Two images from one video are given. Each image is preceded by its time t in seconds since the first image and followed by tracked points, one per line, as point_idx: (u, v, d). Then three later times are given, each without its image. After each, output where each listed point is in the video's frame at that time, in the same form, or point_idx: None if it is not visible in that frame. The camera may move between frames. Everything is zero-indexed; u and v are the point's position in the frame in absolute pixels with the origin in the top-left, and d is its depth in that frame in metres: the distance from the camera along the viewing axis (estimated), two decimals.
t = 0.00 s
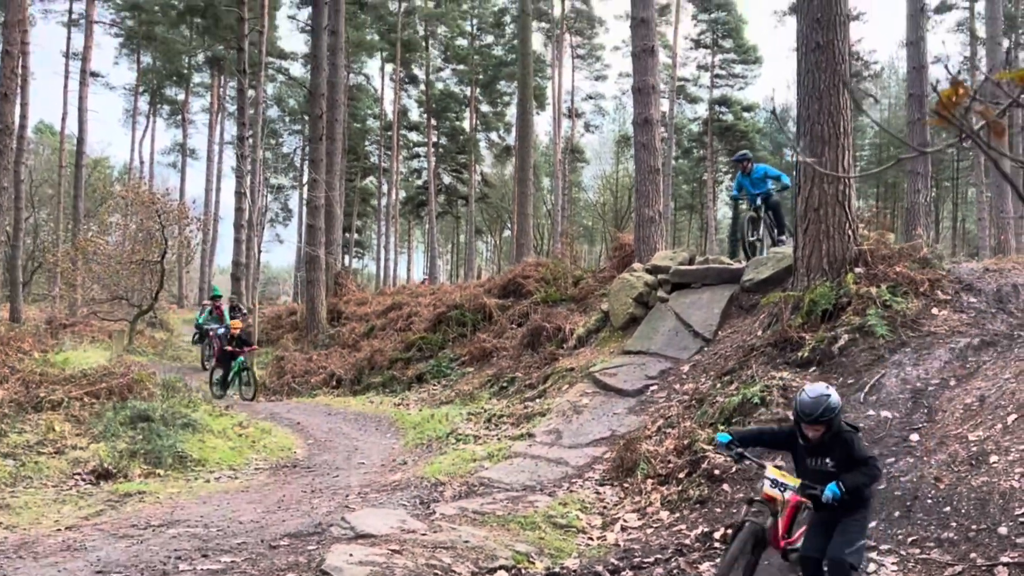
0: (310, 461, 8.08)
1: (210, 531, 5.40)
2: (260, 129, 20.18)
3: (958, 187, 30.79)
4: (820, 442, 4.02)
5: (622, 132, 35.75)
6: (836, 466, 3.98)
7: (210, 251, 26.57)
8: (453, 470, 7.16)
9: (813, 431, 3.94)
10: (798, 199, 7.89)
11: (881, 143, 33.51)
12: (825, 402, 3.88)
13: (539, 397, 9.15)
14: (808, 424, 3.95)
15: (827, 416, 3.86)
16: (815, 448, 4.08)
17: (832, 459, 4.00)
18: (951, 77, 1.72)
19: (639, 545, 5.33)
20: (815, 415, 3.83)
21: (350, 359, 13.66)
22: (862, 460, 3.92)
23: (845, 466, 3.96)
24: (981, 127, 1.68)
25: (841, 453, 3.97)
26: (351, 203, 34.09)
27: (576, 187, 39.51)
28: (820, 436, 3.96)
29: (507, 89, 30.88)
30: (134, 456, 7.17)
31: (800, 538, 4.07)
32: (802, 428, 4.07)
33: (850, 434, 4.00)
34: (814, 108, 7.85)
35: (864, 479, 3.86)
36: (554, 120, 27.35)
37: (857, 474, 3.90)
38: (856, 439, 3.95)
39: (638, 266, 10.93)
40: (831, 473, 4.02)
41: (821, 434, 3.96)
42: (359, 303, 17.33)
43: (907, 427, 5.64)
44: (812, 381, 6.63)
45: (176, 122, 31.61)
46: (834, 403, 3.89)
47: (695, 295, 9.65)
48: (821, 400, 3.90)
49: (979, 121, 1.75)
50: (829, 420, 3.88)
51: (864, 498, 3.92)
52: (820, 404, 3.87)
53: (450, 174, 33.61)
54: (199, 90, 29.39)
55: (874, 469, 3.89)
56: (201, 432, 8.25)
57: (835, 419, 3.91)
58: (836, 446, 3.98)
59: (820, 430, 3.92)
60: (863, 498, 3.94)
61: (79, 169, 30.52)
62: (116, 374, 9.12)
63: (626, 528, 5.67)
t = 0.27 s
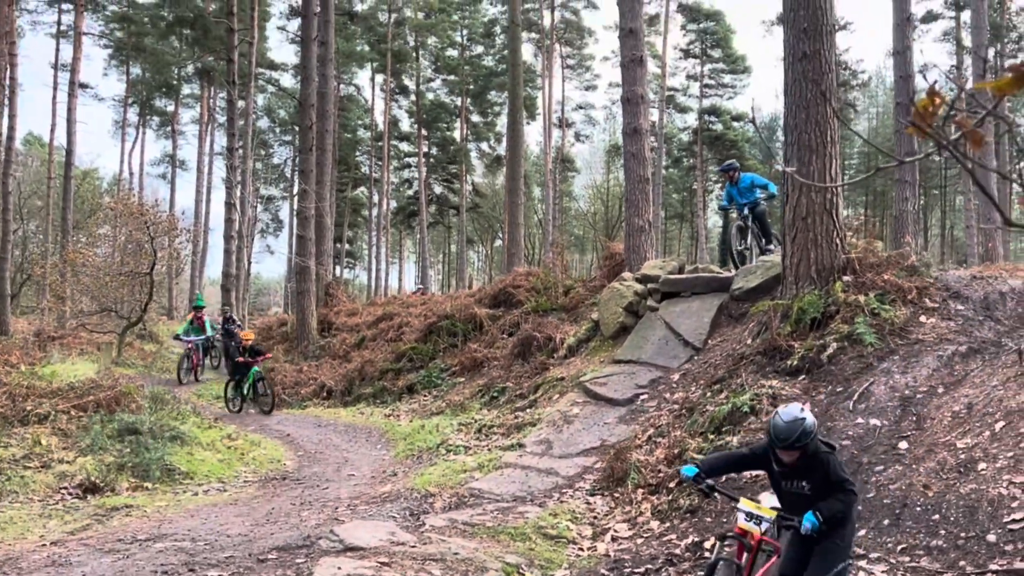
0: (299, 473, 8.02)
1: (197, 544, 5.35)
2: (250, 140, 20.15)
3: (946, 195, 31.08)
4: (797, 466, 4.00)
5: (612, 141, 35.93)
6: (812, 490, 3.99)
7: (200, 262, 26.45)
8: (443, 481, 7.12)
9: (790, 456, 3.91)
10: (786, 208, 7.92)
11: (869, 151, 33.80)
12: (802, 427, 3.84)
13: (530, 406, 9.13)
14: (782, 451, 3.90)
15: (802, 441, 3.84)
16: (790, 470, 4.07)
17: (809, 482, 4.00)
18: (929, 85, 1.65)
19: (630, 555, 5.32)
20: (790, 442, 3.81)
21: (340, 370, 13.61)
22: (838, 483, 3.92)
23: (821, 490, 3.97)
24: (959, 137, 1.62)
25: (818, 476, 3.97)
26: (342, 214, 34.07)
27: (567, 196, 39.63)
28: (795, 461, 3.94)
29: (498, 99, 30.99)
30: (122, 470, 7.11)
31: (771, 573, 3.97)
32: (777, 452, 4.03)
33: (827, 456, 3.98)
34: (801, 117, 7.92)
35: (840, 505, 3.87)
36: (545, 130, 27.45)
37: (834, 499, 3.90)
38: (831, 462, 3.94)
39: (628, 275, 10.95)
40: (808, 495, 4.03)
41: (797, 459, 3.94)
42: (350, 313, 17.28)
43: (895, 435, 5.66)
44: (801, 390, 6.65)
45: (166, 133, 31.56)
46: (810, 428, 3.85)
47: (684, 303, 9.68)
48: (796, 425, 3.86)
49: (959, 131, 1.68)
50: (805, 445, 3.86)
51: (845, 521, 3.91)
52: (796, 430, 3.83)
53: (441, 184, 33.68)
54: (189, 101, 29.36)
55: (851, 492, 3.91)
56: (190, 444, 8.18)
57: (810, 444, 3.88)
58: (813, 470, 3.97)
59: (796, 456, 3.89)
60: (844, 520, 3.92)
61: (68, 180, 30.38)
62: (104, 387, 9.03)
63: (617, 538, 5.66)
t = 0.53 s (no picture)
0: (286, 484, 7.94)
1: (183, 557, 5.28)
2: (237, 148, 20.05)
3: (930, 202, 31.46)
4: (781, 480, 4.02)
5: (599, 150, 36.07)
6: (795, 504, 4.00)
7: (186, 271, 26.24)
8: (432, 491, 7.07)
9: (776, 466, 3.92)
10: (773, 215, 7.96)
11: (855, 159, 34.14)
12: (792, 439, 3.85)
13: (519, 415, 9.11)
14: (771, 460, 3.90)
15: (791, 452, 3.85)
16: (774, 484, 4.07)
17: (792, 497, 4.02)
18: (917, 94, 1.69)
19: (620, 565, 5.32)
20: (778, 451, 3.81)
21: (328, 379, 13.52)
22: (822, 498, 3.94)
23: (805, 504, 3.99)
24: (950, 145, 1.63)
25: (802, 490, 3.98)
26: (329, 222, 34.02)
27: (555, 204, 39.73)
28: (782, 472, 3.94)
29: (485, 107, 31.06)
30: (107, 481, 7.01)
31: None
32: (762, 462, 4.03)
33: (811, 471, 4.01)
34: (787, 125, 7.99)
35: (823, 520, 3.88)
36: (532, 138, 27.53)
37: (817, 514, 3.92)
38: (816, 477, 3.96)
39: (616, 283, 10.96)
40: (790, 509, 4.05)
41: (785, 470, 3.94)
42: (337, 323, 17.18)
43: (883, 441, 5.69)
44: (789, 397, 6.67)
45: (152, 142, 31.33)
46: (799, 441, 3.87)
47: (672, 311, 9.71)
48: (787, 437, 3.87)
49: (948, 139, 1.71)
50: (793, 456, 3.87)
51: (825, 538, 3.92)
52: (787, 441, 3.83)
53: (429, 193, 33.67)
54: (175, 110, 29.20)
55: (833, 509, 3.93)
56: (175, 455, 8.07)
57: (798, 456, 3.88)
58: (797, 484, 3.98)
59: (783, 466, 3.91)
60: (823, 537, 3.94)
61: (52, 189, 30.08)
62: (89, 398, 8.90)
63: (607, 548, 5.64)
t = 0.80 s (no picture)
0: (272, 493, 7.84)
1: (168, 568, 5.20)
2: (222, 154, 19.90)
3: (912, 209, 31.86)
4: (791, 490, 4.13)
5: (586, 156, 36.20)
6: (800, 515, 4.10)
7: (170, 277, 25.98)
8: (419, 499, 7.02)
9: (790, 468, 4.05)
10: (760, 222, 8.01)
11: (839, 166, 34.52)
12: (808, 446, 4.00)
13: (507, 422, 9.08)
14: (785, 457, 4.04)
15: (805, 457, 3.99)
16: (782, 493, 4.18)
17: (796, 508, 4.13)
18: (916, 104, 1.67)
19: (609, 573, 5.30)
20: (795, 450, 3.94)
21: (314, 387, 13.40)
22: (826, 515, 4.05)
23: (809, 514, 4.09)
24: (950, 156, 1.62)
25: (807, 503, 4.10)
26: (315, 228, 33.85)
27: (541, 210, 39.79)
28: (792, 475, 4.07)
29: (472, 114, 31.09)
30: (90, 491, 6.89)
31: None
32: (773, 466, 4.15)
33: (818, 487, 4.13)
34: (773, 132, 8.04)
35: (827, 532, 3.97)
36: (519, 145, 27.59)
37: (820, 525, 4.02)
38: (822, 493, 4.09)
39: (604, 290, 10.98)
40: (793, 521, 4.13)
41: (795, 477, 4.07)
42: (323, 329, 17.06)
43: (871, 448, 5.72)
44: (777, 404, 6.69)
45: (135, 147, 31.04)
46: (814, 450, 4.02)
47: (660, 318, 9.72)
48: (804, 444, 4.02)
49: (948, 149, 1.69)
50: (807, 461, 4.02)
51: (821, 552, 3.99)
52: (805, 446, 3.98)
53: (415, 199, 33.61)
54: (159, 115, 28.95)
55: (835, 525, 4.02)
56: (160, 464, 7.95)
57: (811, 461, 4.03)
58: (804, 494, 4.09)
59: (796, 470, 4.05)
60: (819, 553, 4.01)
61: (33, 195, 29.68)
62: (71, 406, 8.76)
63: (596, 556, 5.63)
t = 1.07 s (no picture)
0: (258, 499, 7.75)
1: None
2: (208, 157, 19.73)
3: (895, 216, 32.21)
4: (803, 470, 3.98)
5: (572, 162, 36.30)
6: (814, 494, 3.97)
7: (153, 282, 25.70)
8: (407, 505, 6.97)
9: (803, 452, 3.90)
10: (747, 228, 8.05)
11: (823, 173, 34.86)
12: (821, 427, 3.83)
13: (494, 428, 9.05)
14: (800, 447, 3.88)
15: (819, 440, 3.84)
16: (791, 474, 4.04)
17: (810, 486, 3.99)
18: (911, 111, 1.68)
19: None
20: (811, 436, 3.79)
21: (300, 392, 13.29)
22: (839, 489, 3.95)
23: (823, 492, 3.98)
24: (948, 161, 1.62)
25: (820, 480, 3.97)
26: (300, 233, 33.65)
27: (528, 216, 39.85)
28: (805, 462, 3.94)
29: (459, 119, 31.09)
30: (73, 498, 6.77)
31: None
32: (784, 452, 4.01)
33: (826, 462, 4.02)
34: (761, 138, 8.10)
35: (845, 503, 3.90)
36: (506, 150, 27.62)
37: (838, 502, 3.91)
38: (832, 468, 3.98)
39: (591, 295, 11.00)
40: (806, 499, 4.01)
41: (808, 459, 3.91)
42: (309, 335, 16.94)
43: (858, 453, 5.76)
44: (765, 409, 6.72)
45: (120, 151, 30.73)
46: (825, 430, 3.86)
47: (647, 323, 9.75)
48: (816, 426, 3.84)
49: (944, 155, 1.70)
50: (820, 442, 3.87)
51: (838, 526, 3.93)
52: (818, 429, 3.81)
53: (402, 204, 33.52)
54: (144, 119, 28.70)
55: (851, 499, 3.95)
56: (144, 470, 7.84)
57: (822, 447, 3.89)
58: (818, 473, 3.98)
59: (808, 454, 3.90)
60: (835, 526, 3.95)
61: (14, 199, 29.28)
62: (54, 412, 8.60)
63: (584, 562, 5.61)
